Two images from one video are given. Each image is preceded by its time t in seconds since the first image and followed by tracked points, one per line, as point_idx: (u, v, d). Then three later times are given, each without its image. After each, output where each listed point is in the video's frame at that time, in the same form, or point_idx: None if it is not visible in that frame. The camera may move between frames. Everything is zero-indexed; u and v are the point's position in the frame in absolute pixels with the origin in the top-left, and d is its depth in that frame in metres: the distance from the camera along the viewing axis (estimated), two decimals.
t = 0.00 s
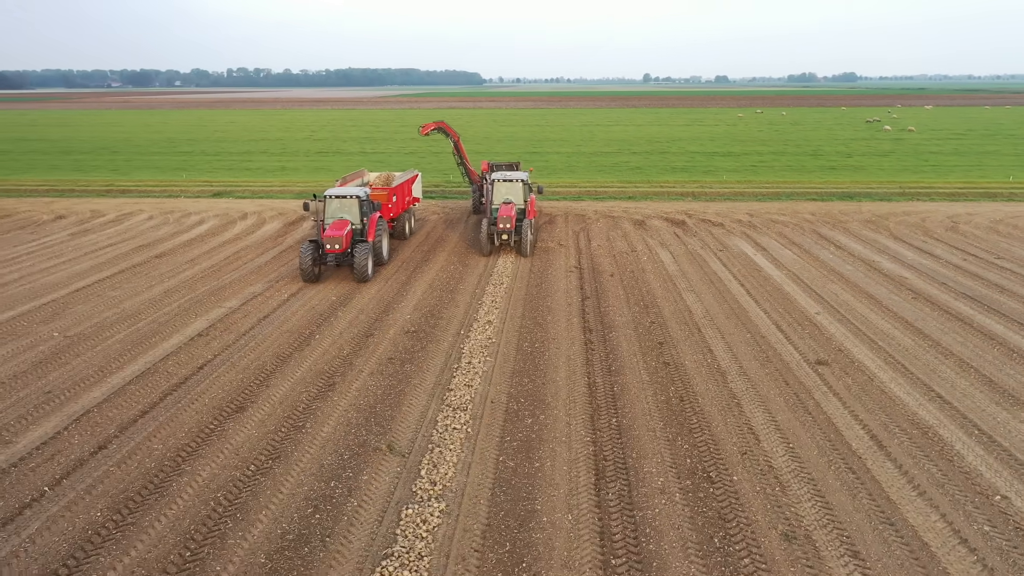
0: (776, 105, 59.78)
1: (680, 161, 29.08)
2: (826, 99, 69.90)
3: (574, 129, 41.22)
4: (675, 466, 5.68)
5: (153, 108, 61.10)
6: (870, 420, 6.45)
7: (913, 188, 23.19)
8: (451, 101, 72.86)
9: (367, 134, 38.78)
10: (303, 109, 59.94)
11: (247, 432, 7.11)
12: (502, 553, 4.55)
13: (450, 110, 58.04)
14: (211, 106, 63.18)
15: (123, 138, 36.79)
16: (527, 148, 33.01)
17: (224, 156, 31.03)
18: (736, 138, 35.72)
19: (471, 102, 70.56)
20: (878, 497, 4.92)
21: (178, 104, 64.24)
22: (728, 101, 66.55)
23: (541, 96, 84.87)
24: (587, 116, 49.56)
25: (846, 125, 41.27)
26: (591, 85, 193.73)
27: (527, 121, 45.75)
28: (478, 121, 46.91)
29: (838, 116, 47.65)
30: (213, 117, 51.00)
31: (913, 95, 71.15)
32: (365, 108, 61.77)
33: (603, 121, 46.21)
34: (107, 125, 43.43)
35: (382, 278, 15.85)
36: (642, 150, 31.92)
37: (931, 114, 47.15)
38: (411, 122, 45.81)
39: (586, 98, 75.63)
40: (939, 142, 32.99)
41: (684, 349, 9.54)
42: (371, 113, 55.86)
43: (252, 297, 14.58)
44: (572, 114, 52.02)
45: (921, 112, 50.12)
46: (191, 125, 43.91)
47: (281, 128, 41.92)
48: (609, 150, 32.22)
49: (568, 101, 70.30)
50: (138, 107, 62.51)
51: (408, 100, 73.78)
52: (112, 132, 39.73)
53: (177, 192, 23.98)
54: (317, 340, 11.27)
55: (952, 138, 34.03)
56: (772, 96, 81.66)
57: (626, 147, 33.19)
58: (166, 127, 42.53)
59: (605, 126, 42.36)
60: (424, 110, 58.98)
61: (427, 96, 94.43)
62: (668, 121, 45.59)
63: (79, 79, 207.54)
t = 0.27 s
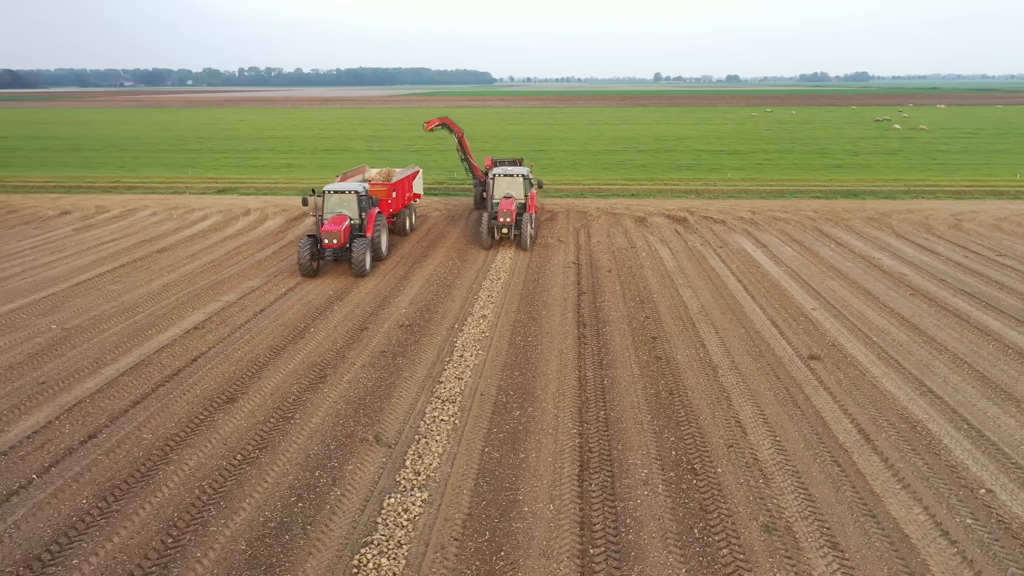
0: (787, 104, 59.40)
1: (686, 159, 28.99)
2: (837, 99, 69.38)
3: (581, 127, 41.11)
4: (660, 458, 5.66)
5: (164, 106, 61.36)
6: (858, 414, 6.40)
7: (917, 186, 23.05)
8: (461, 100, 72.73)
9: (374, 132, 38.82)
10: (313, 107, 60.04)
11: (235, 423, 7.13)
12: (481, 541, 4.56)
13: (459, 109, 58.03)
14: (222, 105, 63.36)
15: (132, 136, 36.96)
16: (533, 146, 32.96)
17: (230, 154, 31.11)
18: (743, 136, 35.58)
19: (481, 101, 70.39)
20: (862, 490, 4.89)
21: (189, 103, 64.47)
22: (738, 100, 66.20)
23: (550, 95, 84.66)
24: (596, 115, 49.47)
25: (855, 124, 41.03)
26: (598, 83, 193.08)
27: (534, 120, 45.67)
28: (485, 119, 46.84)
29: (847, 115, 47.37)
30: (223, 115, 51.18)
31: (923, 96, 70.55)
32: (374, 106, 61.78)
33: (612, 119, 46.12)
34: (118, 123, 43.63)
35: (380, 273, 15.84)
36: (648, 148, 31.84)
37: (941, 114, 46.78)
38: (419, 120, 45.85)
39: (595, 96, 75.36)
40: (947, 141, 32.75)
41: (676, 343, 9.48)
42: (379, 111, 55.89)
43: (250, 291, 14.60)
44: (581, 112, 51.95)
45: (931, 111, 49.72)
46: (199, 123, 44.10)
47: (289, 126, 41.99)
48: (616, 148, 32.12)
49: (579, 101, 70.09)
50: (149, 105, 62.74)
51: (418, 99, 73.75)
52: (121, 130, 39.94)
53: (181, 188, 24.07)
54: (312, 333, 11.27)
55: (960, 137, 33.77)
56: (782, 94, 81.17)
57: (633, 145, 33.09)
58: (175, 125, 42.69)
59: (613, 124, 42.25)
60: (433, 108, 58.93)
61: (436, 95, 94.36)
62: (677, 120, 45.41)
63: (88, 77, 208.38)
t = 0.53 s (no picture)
0: (800, 104, 58.86)
1: (694, 158, 28.83)
2: (851, 99, 68.69)
3: (591, 126, 40.98)
4: (638, 453, 5.62)
5: (182, 105, 61.88)
6: (843, 410, 6.34)
7: (925, 185, 22.81)
8: (475, 100, 72.70)
9: (384, 130, 38.88)
10: (326, 106, 60.14)
11: (220, 415, 7.14)
12: (452, 533, 4.56)
13: (470, 107, 58.03)
14: (237, 104, 63.66)
15: (144, 134, 37.25)
16: (542, 145, 32.84)
17: (240, 151, 31.22)
18: (753, 135, 35.33)
19: (495, 100, 70.26)
20: (839, 485, 4.84)
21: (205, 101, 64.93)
22: (752, 100, 65.70)
23: (562, 95, 84.43)
24: (608, 114, 49.33)
25: (868, 124, 40.64)
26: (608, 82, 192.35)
27: (546, 119, 45.49)
28: (495, 118, 46.73)
29: (860, 115, 46.94)
30: (237, 113, 51.47)
31: (938, 96, 69.59)
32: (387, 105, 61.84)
33: (623, 118, 45.97)
34: (131, 121, 44.01)
35: (378, 269, 15.84)
36: (657, 147, 31.71)
37: (956, 113, 46.22)
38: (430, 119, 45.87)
39: (608, 96, 75.05)
40: (959, 141, 32.38)
41: (667, 339, 9.39)
42: (390, 109, 55.95)
43: (247, 286, 14.64)
44: (592, 112, 51.81)
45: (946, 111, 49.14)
46: (211, 121, 44.45)
47: (300, 124, 42.14)
48: (625, 147, 31.97)
49: (593, 100, 69.82)
50: (165, 104, 63.21)
51: (432, 98, 73.83)
52: (134, 128, 40.29)
53: (188, 185, 24.18)
54: (305, 327, 11.27)
55: (974, 137, 33.37)
56: (794, 94, 80.44)
57: (642, 144, 32.92)
58: (188, 123, 42.98)
59: (624, 123, 42.11)
60: (445, 107, 58.94)
61: (448, 94, 94.32)
62: (688, 119, 45.11)
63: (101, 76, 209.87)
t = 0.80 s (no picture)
0: (817, 103, 58.14)
1: (706, 157, 28.64)
2: (870, 99, 67.82)
3: (605, 124, 40.87)
4: (623, 447, 5.58)
5: (200, 104, 62.59)
6: (833, 407, 6.27)
7: (937, 184, 22.52)
8: (491, 99, 72.64)
9: (396, 128, 38.99)
10: (341, 105, 60.47)
11: (211, 407, 7.19)
12: (429, 525, 4.56)
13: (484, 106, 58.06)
14: (257, 102, 63.89)
15: (159, 132, 37.63)
16: (554, 143, 32.76)
17: (253, 150, 31.42)
18: (768, 134, 35.02)
19: (512, 98, 70.07)
20: (822, 481, 4.79)
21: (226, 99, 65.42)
22: (770, 99, 64.97)
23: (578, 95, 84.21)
24: (622, 113, 49.13)
25: (885, 123, 40.14)
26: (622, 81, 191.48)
27: (559, 118, 45.33)
28: (508, 117, 46.67)
29: (878, 114, 46.38)
30: (253, 112, 51.86)
31: (957, 96, 68.22)
32: (404, 104, 61.95)
33: (637, 117, 45.78)
34: (148, 120, 44.52)
35: (381, 265, 15.87)
36: (669, 146, 31.55)
37: (975, 113, 45.50)
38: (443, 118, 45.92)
39: (627, 97, 74.45)
40: (976, 140, 31.88)
41: (662, 334, 9.31)
42: (405, 108, 56.05)
43: (249, 281, 14.73)
44: (607, 110, 51.64)
45: (966, 110, 48.39)
46: (227, 120, 44.83)
47: (314, 122, 42.37)
48: (637, 146, 31.81)
49: (613, 99, 69.40)
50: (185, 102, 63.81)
51: (447, 96, 73.84)
52: (150, 126, 40.73)
53: (198, 182, 24.37)
54: (304, 322, 11.30)
55: (992, 136, 32.85)
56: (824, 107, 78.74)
57: (654, 143, 32.76)
58: (204, 122, 43.35)
59: (638, 122, 41.93)
60: (461, 106, 58.94)
61: (462, 92, 94.24)
62: (703, 118, 44.76)
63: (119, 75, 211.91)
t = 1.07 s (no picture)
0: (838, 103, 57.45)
1: (724, 156, 28.45)
2: (893, 98, 66.76)
3: (623, 124, 40.72)
4: (636, 442, 5.57)
5: (221, 104, 63.40)
6: (849, 404, 6.23)
7: (959, 183, 22.17)
8: (510, 99, 72.65)
9: (413, 127, 39.14)
10: (360, 105, 60.87)
11: (228, 399, 7.29)
12: (443, 515, 4.61)
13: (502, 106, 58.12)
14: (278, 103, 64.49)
15: (180, 130, 38.13)
16: (572, 142, 32.72)
17: (272, 148, 31.73)
18: (787, 134, 34.68)
19: (531, 99, 70.00)
20: (836, 478, 4.77)
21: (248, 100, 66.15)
22: (791, 99, 64.28)
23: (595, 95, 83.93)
24: (641, 112, 48.90)
25: (907, 122, 39.56)
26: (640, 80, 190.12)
27: (577, 117, 45.24)
28: (525, 116, 46.67)
29: (900, 113, 45.71)
30: (273, 111, 52.39)
31: (983, 96, 67.09)
32: (422, 104, 62.20)
33: (655, 116, 45.54)
34: (169, 119, 45.12)
35: (397, 261, 15.95)
36: (687, 145, 31.36)
37: (1000, 112, 44.67)
38: (461, 117, 46.04)
39: (645, 97, 74.16)
40: (1001, 139, 31.32)
41: (677, 331, 9.25)
42: (423, 108, 56.26)
43: (267, 276, 14.89)
44: (625, 110, 51.46)
45: (991, 110, 47.50)
46: (247, 118, 45.31)
47: (332, 121, 42.70)
48: (655, 145, 31.66)
49: (632, 99, 69.05)
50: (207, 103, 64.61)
51: (465, 97, 73.98)
52: (172, 125, 41.29)
53: (218, 180, 24.67)
54: (320, 316, 11.40)
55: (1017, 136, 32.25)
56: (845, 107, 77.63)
57: (672, 142, 32.59)
58: (224, 121, 43.85)
59: (656, 121, 41.72)
60: (479, 106, 59.02)
61: (480, 92, 94.30)
62: (721, 117, 44.44)
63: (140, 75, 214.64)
